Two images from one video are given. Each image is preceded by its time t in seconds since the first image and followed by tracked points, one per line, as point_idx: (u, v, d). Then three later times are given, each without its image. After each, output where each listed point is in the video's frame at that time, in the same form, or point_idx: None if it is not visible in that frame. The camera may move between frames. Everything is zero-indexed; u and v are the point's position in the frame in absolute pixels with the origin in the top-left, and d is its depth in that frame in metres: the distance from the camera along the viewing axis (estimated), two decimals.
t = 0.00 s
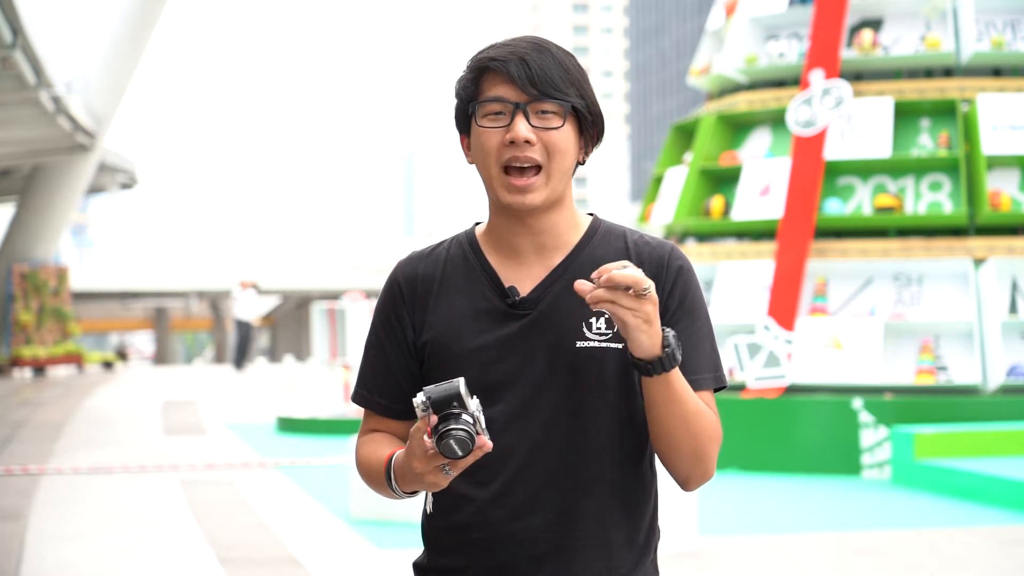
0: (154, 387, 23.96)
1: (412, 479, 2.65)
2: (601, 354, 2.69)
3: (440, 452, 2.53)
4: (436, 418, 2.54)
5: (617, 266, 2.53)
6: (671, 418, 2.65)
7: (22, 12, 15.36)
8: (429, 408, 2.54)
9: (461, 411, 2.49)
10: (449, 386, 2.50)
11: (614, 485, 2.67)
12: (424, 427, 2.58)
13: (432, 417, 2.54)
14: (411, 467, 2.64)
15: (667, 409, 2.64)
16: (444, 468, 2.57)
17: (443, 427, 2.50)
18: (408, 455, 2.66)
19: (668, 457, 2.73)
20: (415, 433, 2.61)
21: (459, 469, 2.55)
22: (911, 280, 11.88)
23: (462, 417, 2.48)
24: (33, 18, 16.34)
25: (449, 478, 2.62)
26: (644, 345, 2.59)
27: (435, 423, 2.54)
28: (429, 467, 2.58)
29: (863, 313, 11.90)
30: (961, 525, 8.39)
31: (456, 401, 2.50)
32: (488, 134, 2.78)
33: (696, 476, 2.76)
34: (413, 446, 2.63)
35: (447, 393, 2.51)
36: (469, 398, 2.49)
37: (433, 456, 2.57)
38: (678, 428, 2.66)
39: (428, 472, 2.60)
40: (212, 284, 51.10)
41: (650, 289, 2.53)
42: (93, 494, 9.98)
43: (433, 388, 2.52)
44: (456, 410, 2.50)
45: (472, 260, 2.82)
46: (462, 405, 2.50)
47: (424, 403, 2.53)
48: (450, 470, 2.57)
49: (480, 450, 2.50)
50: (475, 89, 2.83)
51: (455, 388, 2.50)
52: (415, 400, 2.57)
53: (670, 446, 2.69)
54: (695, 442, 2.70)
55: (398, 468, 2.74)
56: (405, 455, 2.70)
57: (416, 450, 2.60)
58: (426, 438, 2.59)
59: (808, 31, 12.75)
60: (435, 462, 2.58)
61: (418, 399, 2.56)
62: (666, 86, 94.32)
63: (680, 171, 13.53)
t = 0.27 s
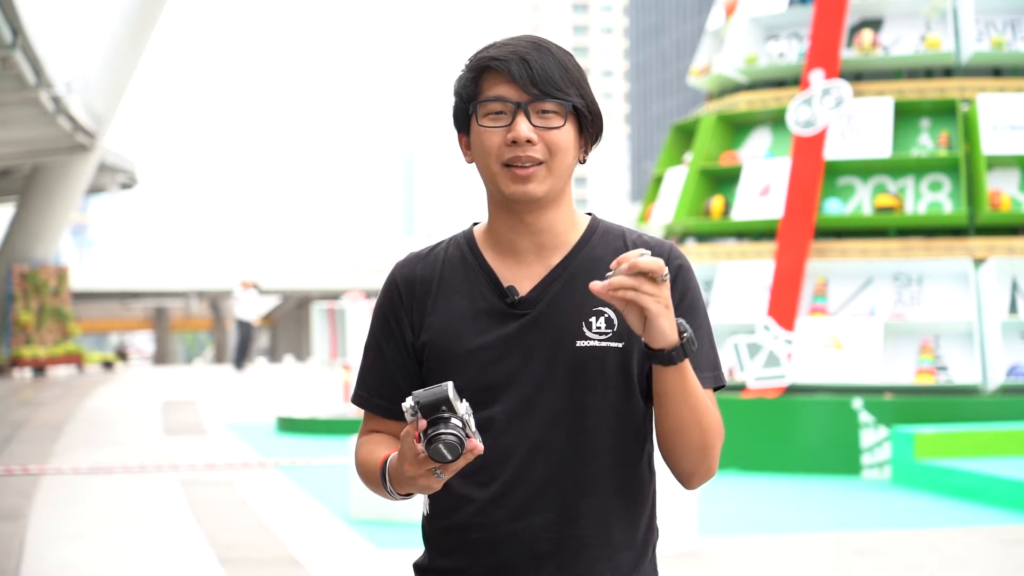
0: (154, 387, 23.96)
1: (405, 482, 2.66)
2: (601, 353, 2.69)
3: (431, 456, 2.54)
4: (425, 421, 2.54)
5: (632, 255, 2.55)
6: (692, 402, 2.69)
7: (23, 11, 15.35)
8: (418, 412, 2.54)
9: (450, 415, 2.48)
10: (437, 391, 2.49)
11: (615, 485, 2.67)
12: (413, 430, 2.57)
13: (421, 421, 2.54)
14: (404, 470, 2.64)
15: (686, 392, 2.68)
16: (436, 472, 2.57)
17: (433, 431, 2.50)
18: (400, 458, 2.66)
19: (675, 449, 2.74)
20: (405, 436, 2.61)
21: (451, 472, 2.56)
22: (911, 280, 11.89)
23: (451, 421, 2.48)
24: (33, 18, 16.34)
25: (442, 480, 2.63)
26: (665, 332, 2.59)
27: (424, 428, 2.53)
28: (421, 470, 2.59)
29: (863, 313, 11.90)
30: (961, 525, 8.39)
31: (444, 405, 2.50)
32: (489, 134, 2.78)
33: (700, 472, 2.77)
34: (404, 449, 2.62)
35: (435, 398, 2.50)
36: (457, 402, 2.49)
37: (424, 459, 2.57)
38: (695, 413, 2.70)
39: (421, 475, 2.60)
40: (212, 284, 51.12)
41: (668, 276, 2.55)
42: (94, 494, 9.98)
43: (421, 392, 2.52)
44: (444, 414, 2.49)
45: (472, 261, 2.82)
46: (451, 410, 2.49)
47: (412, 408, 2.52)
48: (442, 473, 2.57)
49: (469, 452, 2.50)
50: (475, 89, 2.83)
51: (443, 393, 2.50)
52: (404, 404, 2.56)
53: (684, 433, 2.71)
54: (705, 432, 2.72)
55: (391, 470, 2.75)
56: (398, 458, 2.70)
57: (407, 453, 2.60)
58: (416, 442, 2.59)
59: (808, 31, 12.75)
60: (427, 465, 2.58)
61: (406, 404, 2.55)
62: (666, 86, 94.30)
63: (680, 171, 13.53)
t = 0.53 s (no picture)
0: (154, 387, 23.96)
1: (409, 479, 2.65)
2: (604, 353, 2.69)
3: (436, 453, 2.53)
4: (431, 418, 2.54)
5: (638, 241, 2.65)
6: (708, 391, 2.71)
7: (22, 11, 15.36)
8: (424, 408, 2.54)
9: (457, 411, 2.49)
10: (444, 387, 2.50)
11: (617, 487, 2.67)
12: (419, 427, 2.57)
13: (427, 418, 2.54)
14: (408, 468, 2.64)
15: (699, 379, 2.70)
16: (440, 469, 2.57)
17: (438, 427, 2.50)
18: (404, 456, 2.66)
19: (681, 440, 2.75)
20: (411, 433, 2.61)
21: (455, 470, 2.56)
22: (911, 280, 11.88)
23: (458, 417, 2.48)
24: (33, 18, 16.34)
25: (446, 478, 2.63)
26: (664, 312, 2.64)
27: (430, 424, 2.53)
28: (426, 467, 2.59)
29: (863, 313, 11.90)
30: (961, 524, 8.39)
31: (451, 401, 2.50)
32: (492, 134, 2.77)
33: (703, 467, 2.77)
34: (409, 446, 2.62)
35: (442, 394, 2.51)
36: (464, 398, 2.49)
37: (430, 456, 2.57)
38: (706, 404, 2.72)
39: (425, 473, 2.60)
40: (212, 284, 51.10)
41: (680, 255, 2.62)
42: (94, 493, 9.98)
43: (428, 388, 2.52)
44: (451, 410, 2.50)
45: (474, 261, 2.82)
46: (458, 406, 2.50)
47: (419, 403, 2.52)
48: (446, 471, 2.57)
49: (475, 450, 2.50)
50: (477, 89, 2.82)
51: (451, 388, 2.50)
52: (409, 401, 2.56)
53: (691, 422, 2.71)
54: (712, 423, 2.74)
55: (394, 468, 2.75)
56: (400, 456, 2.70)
57: (412, 450, 2.61)
58: (421, 439, 2.59)
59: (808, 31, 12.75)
60: (431, 462, 2.57)
61: (412, 400, 2.55)
62: (666, 87, 94.31)
63: (680, 171, 13.53)
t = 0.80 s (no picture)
0: (154, 387, 23.96)
1: (404, 482, 2.66)
2: (603, 352, 2.68)
3: (430, 458, 2.54)
4: (425, 422, 2.53)
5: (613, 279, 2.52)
6: (688, 408, 2.62)
7: (22, 11, 15.35)
8: (418, 413, 2.53)
9: (451, 417, 2.48)
10: (438, 392, 2.48)
11: (617, 486, 2.67)
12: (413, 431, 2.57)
13: (421, 422, 2.53)
14: (404, 471, 2.64)
15: (679, 401, 2.61)
16: (435, 473, 2.57)
17: (433, 432, 2.50)
18: (399, 458, 2.66)
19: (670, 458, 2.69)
20: (405, 437, 2.61)
21: (450, 473, 2.56)
22: (911, 280, 11.89)
23: (452, 423, 2.48)
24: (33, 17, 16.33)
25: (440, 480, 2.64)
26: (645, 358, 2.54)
27: (424, 428, 2.53)
28: (420, 471, 2.59)
29: (864, 313, 11.90)
30: (961, 525, 8.39)
31: (445, 407, 2.49)
32: (485, 137, 2.78)
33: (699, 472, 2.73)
34: (404, 449, 2.62)
35: (436, 399, 2.49)
36: (458, 404, 2.48)
37: (424, 460, 2.57)
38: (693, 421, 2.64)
39: (420, 476, 2.61)
40: (212, 284, 51.11)
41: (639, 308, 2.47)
42: (94, 494, 9.98)
43: (422, 393, 2.50)
44: (445, 415, 2.49)
45: (473, 260, 2.82)
46: (452, 411, 2.49)
47: (413, 408, 2.51)
48: (441, 474, 2.57)
49: (470, 453, 2.50)
50: (472, 93, 2.83)
51: (444, 393, 2.48)
52: (403, 405, 2.55)
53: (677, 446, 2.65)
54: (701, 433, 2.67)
55: (389, 470, 2.75)
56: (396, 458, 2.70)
57: (406, 453, 2.60)
58: (415, 442, 2.58)
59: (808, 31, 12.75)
60: (426, 466, 2.58)
61: (406, 404, 2.54)
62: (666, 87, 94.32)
63: (680, 171, 13.53)
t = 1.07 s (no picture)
0: (154, 387, 23.96)
1: (404, 479, 2.66)
2: (602, 351, 2.68)
3: (430, 452, 2.53)
4: (425, 417, 2.54)
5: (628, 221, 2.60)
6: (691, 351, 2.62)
7: (22, 11, 15.35)
8: (419, 406, 2.53)
9: (451, 410, 2.48)
10: (438, 386, 2.49)
11: (617, 485, 2.66)
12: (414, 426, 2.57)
13: (421, 416, 2.54)
14: (404, 467, 2.64)
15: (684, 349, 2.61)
16: (435, 468, 2.57)
17: (433, 426, 2.49)
18: (399, 455, 2.66)
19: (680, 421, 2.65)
20: (405, 432, 2.61)
21: (450, 468, 2.56)
22: (911, 280, 11.89)
23: (452, 416, 2.48)
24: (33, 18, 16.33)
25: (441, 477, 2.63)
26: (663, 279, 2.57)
27: (424, 422, 2.53)
28: (420, 466, 2.59)
29: (864, 313, 11.90)
30: (961, 525, 8.39)
31: (445, 400, 2.49)
32: (486, 136, 2.77)
33: (713, 436, 2.67)
34: (404, 445, 2.62)
35: (436, 393, 2.50)
36: (458, 397, 2.49)
37: (424, 455, 2.57)
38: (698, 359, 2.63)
39: (421, 472, 2.60)
40: (211, 284, 51.10)
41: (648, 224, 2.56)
42: (94, 494, 9.98)
43: (423, 387, 2.51)
44: (445, 409, 2.49)
45: (473, 260, 2.82)
46: (452, 404, 2.49)
47: (413, 402, 2.52)
48: (441, 470, 2.57)
49: (470, 448, 2.49)
50: (473, 92, 2.83)
51: (445, 387, 2.49)
52: (404, 399, 2.56)
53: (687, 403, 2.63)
54: (706, 383, 2.65)
55: (390, 468, 2.75)
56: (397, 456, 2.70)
57: (407, 449, 2.61)
58: (416, 438, 2.59)
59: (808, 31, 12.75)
60: (426, 461, 2.58)
61: (407, 399, 2.55)
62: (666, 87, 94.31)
63: (680, 171, 13.54)
